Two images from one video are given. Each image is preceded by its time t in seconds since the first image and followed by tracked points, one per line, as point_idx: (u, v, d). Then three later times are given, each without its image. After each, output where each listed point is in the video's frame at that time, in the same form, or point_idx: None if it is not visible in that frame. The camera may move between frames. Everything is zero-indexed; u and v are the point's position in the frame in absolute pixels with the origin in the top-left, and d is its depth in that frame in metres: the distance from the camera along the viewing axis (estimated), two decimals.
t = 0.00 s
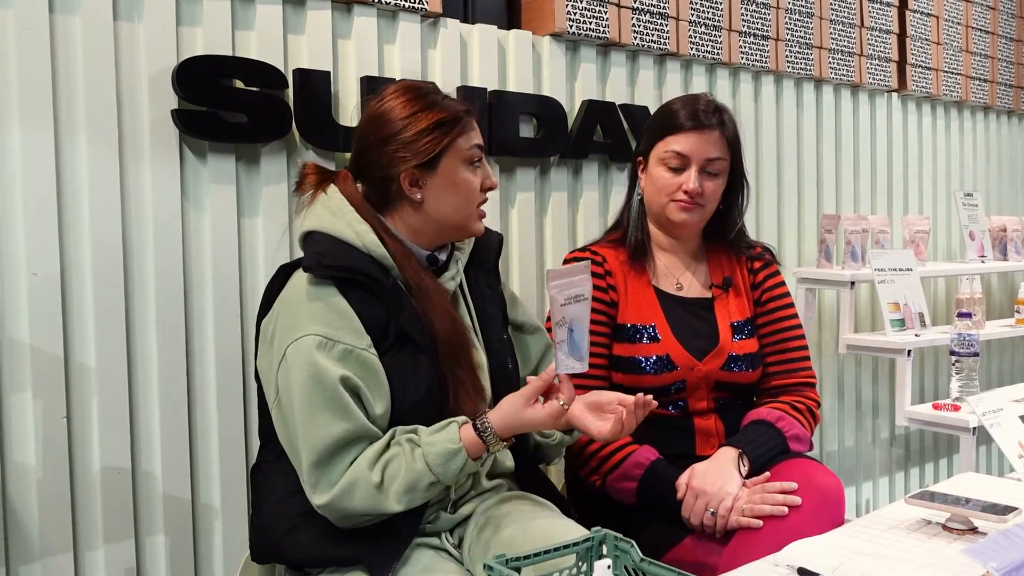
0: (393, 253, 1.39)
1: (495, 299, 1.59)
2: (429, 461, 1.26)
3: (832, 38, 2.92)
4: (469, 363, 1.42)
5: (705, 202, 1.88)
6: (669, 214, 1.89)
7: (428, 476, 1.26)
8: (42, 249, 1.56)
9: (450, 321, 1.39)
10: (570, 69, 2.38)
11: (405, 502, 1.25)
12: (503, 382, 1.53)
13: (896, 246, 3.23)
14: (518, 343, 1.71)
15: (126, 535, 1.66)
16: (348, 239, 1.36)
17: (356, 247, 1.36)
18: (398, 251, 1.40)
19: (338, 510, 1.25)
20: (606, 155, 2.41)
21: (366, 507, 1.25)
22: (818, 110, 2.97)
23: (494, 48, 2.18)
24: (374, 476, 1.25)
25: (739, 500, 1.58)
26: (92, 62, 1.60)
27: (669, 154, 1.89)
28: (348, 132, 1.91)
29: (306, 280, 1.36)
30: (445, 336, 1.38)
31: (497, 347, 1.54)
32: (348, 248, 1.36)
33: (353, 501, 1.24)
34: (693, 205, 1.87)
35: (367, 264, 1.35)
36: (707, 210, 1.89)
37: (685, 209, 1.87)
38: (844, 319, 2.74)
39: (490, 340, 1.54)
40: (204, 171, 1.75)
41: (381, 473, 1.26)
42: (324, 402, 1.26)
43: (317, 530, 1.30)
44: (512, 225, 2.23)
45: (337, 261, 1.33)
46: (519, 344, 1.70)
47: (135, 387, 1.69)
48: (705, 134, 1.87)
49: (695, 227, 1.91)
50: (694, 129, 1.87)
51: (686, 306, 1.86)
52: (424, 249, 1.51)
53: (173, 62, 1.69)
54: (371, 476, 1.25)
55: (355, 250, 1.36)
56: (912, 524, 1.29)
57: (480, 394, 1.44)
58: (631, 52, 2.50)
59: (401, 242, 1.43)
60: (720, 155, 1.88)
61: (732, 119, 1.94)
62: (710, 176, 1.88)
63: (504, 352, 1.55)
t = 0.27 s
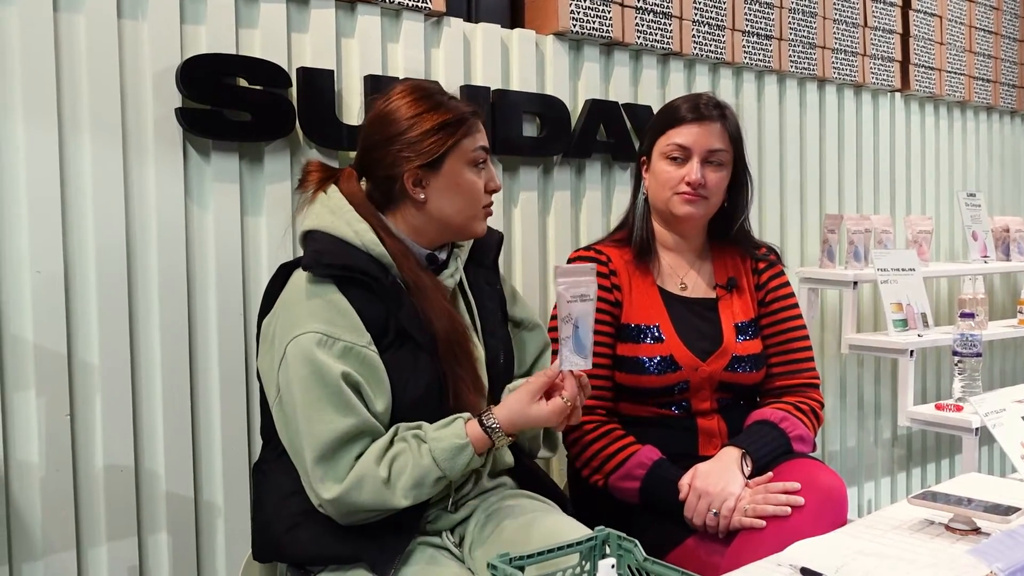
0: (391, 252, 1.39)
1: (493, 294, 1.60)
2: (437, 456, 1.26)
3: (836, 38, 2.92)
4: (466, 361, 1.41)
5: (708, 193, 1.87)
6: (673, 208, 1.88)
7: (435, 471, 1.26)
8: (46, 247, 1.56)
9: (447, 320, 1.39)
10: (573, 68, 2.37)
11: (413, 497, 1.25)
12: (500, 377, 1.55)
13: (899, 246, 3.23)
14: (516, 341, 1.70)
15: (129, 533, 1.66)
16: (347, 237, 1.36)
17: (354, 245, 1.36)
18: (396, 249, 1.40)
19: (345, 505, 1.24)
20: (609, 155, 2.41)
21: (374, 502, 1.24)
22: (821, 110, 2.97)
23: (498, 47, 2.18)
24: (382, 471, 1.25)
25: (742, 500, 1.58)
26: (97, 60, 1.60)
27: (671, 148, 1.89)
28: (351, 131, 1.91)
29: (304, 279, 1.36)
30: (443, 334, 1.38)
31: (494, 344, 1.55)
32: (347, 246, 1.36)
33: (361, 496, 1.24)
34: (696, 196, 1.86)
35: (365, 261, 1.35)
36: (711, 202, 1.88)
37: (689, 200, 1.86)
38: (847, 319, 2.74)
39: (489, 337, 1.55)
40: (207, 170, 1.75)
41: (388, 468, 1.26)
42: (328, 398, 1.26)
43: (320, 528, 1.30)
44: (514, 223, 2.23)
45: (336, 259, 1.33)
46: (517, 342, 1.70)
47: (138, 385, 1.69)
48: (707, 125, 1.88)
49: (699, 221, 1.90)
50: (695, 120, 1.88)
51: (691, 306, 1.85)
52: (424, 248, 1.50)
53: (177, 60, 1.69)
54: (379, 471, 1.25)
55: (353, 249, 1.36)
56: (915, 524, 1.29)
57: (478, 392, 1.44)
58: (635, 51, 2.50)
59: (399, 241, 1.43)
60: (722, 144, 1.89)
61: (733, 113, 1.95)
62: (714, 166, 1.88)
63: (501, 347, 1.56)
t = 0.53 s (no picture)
0: (389, 250, 1.39)
1: (497, 295, 1.58)
2: (434, 459, 1.26)
3: (835, 37, 2.92)
4: (465, 360, 1.41)
5: (707, 192, 1.87)
6: (672, 206, 1.88)
7: (432, 473, 1.26)
8: (45, 246, 1.56)
9: (444, 320, 1.38)
10: (572, 66, 2.37)
11: (408, 499, 1.25)
12: (502, 379, 1.53)
13: (897, 244, 3.23)
14: (519, 343, 1.69)
15: (129, 531, 1.66)
16: (347, 236, 1.36)
17: (353, 244, 1.36)
18: (395, 248, 1.40)
19: (340, 504, 1.24)
20: (608, 153, 2.41)
21: (369, 502, 1.24)
22: (820, 108, 2.97)
23: (497, 45, 2.18)
24: (378, 472, 1.25)
25: (741, 498, 1.58)
26: (95, 58, 1.60)
27: (670, 146, 1.89)
28: (350, 130, 1.91)
29: (304, 278, 1.36)
30: (442, 335, 1.38)
31: (494, 345, 1.53)
32: (347, 245, 1.35)
33: (356, 495, 1.24)
34: (695, 195, 1.86)
35: (365, 260, 1.35)
36: (710, 201, 1.88)
37: (688, 199, 1.86)
38: (846, 317, 2.74)
39: (489, 337, 1.53)
40: (207, 168, 1.75)
41: (385, 469, 1.26)
42: (325, 397, 1.26)
43: (319, 527, 1.30)
44: (514, 222, 2.24)
45: (335, 258, 1.33)
46: (519, 344, 1.69)
47: (138, 384, 1.69)
48: (707, 124, 1.88)
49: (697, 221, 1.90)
50: (695, 119, 1.88)
51: (689, 305, 1.86)
52: (423, 246, 1.50)
53: (176, 58, 1.69)
54: (376, 471, 1.24)
55: (353, 247, 1.35)
56: (914, 522, 1.29)
57: (476, 393, 1.43)
58: (634, 50, 2.50)
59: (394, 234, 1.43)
60: (722, 144, 1.88)
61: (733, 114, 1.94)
62: (713, 165, 1.88)
63: (501, 346, 1.54)
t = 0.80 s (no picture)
0: (400, 257, 1.39)
1: (510, 304, 1.57)
2: (436, 471, 1.26)
3: (835, 36, 2.92)
4: (472, 373, 1.41)
5: (706, 194, 1.87)
6: (671, 207, 1.89)
7: (433, 485, 1.26)
8: (46, 244, 1.56)
9: (451, 332, 1.37)
10: (573, 66, 2.38)
11: (408, 509, 1.26)
12: (508, 389, 1.54)
13: (897, 244, 3.24)
14: (530, 351, 1.70)
15: (130, 528, 1.66)
16: (358, 241, 1.37)
17: (363, 249, 1.37)
18: (405, 256, 1.39)
19: (340, 510, 1.25)
20: (609, 153, 2.41)
21: (368, 510, 1.25)
22: (821, 108, 2.97)
23: (498, 45, 2.18)
24: (380, 481, 1.25)
25: (741, 497, 1.58)
26: (97, 56, 1.60)
27: (670, 147, 1.90)
28: (352, 128, 1.91)
29: (314, 284, 1.36)
30: (448, 348, 1.37)
31: (504, 354, 1.53)
32: (356, 252, 1.36)
33: (356, 503, 1.24)
34: (694, 197, 1.87)
35: (374, 268, 1.35)
36: (709, 203, 1.89)
37: (686, 201, 1.87)
38: (845, 317, 2.74)
39: (499, 345, 1.53)
40: (208, 167, 1.75)
41: (387, 479, 1.26)
42: (328, 403, 1.27)
43: (319, 526, 1.30)
44: (514, 221, 2.24)
45: (344, 265, 1.33)
46: (530, 352, 1.70)
47: (139, 381, 1.69)
48: (707, 126, 1.88)
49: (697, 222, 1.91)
50: (694, 120, 1.88)
51: (690, 304, 1.86)
52: (437, 257, 1.49)
53: (178, 56, 1.69)
54: (377, 480, 1.25)
55: (362, 253, 1.36)
56: (914, 522, 1.29)
57: (481, 405, 1.43)
58: (635, 49, 2.50)
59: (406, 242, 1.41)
60: (721, 145, 1.88)
61: (733, 113, 1.94)
62: (712, 167, 1.89)
63: (511, 355, 1.54)
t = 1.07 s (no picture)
0: (414, 253, 1.38)
1: (525, 306, 1.57)
2: (441, 489, 1.26)
3: (833, 37, 2.93)
4: (483, 378, 1.39)
5: (699, 192, 1.87)
6: (664, 205, 1.90)
7: (434, 503, 1.25)
8: (46, 244, 1.56)
9: (463, 331, 1.37)
10: (572, 66, 2.38)
11: (405, 523, 1.25)
12: (520, 393, 1.52)
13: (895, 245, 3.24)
14: (544, 352, 1.68)
15: (129, 529, 1.67)
16: (372, 237, 1.36)
17: (378, 247, 1.36)
18: (420, 255, 1.38)
19: (339, 514, 1.25)
20: (608, 154, 2.42)
21: (366, 518, 1.25)
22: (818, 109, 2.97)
23: (498, 46, 2.19)
24: (382, 490, 1.25)
25: (740, 497, 1.59)
26: (97, 57, 1.60)
27: (664, 145, 1.91)
28: (351, 128, 1.91)
29: (326, 281, 1.36)
30: (460, 352, 1.37)
31: (517, 356, 1.52)
32: (370, 248, 1.35)
33: (356, 508, 1.24)
34: (686, 194, 1.87)
35: (387, 265, 1.35)
36: (702, 201, 1.88)
37: (679, 198, 1.87)
38: (843, 318, 2.75)
39: (511, 348, 1.52)
40: (208, 168, 1.75)
41: (390, 489, 1.26)
42: (333, 405, 1.27)
43: (320, 526, 1.31)
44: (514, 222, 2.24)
45: (357, 262, 1.33)
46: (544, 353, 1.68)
47: (139, 382, 1.69)
48: (701, 124, 1.88)
49: (692, 220, 1.91)
50: (689, 118, 1.88)
51: (689, 303, 1.86)
52: (450, 254, 1.48)
53: (178, 57, 1.69)
54: (379, 490, 1.25)
55: (376, 249, 1.36)
56: (912, 522, 1.30)
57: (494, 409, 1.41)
58: (634, 50, 2.50)
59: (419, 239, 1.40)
60: (715, 144, 1.89)
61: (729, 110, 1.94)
62: (705, 165, 1.89)
63: (524, 359, 1.53)
